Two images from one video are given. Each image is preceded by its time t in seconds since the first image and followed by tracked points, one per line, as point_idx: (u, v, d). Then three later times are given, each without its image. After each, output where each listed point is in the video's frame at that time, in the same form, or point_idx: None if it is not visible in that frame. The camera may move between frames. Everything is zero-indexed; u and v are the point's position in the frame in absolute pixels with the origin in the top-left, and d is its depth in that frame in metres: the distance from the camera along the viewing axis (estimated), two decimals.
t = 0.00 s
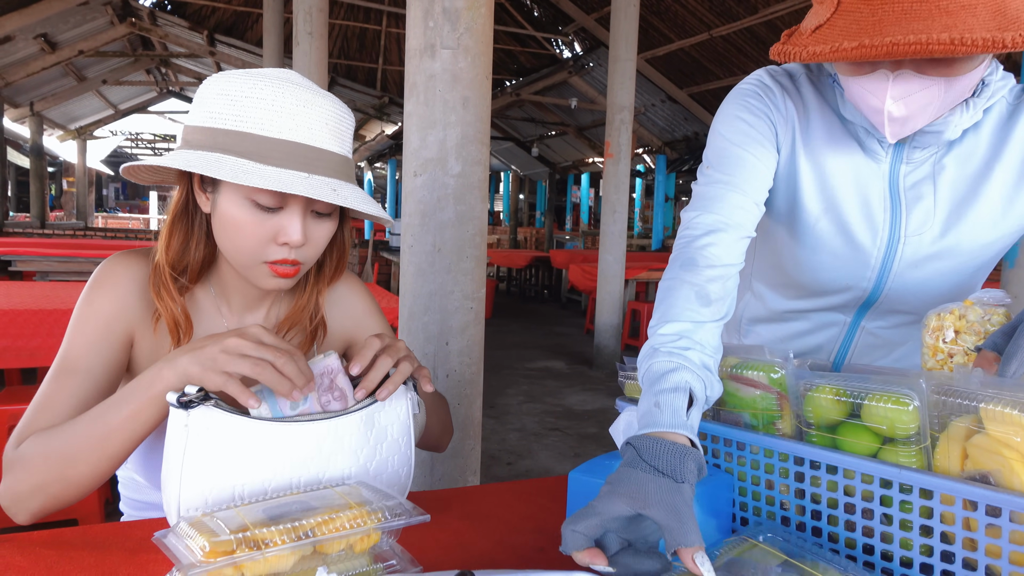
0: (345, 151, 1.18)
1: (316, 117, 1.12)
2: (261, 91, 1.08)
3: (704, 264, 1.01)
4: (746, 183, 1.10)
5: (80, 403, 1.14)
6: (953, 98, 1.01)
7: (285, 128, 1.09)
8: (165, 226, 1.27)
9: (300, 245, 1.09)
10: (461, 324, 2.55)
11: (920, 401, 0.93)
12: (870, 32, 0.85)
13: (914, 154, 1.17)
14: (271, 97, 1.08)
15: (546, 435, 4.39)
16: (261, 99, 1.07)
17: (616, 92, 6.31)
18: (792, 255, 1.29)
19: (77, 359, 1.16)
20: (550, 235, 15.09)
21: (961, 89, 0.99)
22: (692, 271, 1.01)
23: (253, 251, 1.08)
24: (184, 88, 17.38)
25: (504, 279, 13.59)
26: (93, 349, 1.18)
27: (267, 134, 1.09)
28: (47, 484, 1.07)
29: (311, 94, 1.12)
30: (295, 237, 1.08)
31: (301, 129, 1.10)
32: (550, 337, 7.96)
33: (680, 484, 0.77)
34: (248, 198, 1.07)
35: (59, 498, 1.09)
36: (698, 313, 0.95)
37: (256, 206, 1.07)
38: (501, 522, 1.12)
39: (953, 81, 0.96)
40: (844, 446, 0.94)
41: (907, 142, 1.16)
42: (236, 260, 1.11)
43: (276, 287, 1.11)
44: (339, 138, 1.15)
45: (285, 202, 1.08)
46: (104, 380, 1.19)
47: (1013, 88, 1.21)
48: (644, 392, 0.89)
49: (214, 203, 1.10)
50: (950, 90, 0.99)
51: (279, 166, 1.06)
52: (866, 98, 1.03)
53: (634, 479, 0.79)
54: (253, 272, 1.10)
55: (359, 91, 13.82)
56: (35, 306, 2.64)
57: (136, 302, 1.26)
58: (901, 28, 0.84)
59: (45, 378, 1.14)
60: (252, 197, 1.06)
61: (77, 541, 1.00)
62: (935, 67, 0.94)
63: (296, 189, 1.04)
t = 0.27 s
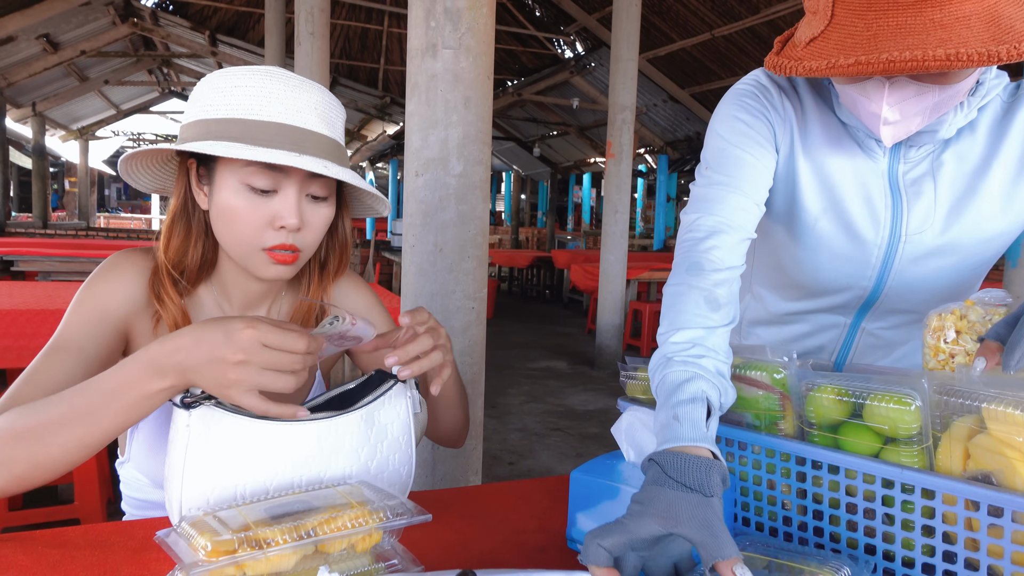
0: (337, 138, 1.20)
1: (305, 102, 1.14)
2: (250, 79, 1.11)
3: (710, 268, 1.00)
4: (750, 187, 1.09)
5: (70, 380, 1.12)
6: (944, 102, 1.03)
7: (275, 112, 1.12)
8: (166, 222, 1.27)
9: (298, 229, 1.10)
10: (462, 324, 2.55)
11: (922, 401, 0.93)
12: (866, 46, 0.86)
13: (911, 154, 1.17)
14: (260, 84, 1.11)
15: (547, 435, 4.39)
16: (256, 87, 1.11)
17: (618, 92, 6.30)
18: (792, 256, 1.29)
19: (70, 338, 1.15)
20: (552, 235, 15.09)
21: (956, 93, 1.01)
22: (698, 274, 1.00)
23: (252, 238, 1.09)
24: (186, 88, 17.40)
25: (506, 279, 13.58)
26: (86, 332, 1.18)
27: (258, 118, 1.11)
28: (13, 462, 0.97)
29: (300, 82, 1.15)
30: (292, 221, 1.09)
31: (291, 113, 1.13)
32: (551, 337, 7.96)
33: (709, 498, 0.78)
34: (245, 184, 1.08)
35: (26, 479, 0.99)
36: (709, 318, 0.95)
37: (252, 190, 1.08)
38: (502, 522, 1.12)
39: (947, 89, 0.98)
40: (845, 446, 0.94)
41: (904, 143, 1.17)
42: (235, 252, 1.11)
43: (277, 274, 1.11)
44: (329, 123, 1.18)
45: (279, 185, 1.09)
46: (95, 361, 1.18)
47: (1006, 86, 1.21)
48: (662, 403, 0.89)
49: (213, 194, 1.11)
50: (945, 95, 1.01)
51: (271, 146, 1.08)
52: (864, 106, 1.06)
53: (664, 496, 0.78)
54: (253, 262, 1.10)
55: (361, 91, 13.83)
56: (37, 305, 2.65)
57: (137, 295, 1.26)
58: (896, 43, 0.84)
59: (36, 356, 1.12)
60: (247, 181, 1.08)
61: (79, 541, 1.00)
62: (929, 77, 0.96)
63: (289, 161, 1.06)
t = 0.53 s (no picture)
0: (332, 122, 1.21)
1: (298, 86, 1.16)
2: (246, 71, 1.15)
3: (708, 270, 1.01)
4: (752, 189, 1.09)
5: (84, 369, 1.08)
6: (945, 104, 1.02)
7: (271, 94, 1.13)
8: (169, 219, 1.27)
9: (301, 209, 1.10)
10: (464, 323, 2.55)
11: (924, 401, 0.93)
12: (865, 55, 0.85)
13: (910, 153, 1.17)
14: (256, 74, 1.15)
15: (549, 435, 4.39)
16: (254, 77, 1.14)
17: (620, 91, 6.29)
18: (791, 258, 1.28)
19: (83, 329, 1.12)
20: (553, 234, 15.10)
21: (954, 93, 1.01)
22: (697, 276, 1.00)
23: (254, 218, 1.09)
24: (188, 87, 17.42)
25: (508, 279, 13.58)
26: (99, 321, 1.14)
27: (254, 99, 1.12)
28: (34, 454, 0.93)
29: (290, 72, 1.18)
30: (295, 200, 1.09)
31: (286, 95, 1.14)
32: (553, 337, 7.95)
33: (715, 500, 0.78)
34: (245, 163, 1.10)
35: (42, 474, 0.95)
36: (709, 320, 0.95)
37: (252, 168, 1.10)
38: (504, 522, 1.12)
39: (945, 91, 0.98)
40: (847, 446, 0.93)
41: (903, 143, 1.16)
42: (236, 240, 1.12)
43: (280, 256, 1.12)
44: (323, 107, 1.19)
45: (279, 163, 1.11)
46: (107, 354, 1.13)
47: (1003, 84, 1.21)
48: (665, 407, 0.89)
49: (216, 181, 1.12)
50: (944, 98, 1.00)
51: (269, 122, 1.09)
52: (863, 111, 1.06)
53: (668, 500, 0.78)
54: (255, 246, 1.11)
55: (362, 91, 13.83)
56: (39, 305, 2.65)
57: (144, 290, 1.23)
58: (896, 50, 0.83)
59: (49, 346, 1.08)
60: (248, 159, 1.10)
61: (80, 541, 1.00)
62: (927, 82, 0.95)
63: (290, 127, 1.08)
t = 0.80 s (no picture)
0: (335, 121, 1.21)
1: (302, 86, 1.16)
2: (250, 72, 1.15)
3: (703, 269, 1.01)
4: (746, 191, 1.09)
5: (105, 381, 1.07)
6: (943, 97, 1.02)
7: (276, 94, 1.13)
8: (173, 221, 1.27)
9: (308, 209, 1.10)
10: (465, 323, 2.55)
11: (925, 400, 0.92)
12: (860, 49, 0.86)
13: (905, 150, 1.18)
14: (258, 74, 1.14)
15: (550, 435, 4.39)
16: (258, 78, 1.14)
17: (621, 91, 6.29)
18: (791, 258, 1.28)
19: (98, 342, 1.09)
20: (555, 234, 15.10)
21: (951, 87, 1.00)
22: (691, 277, 1.01)
23: (262, 219, 1.09)
24: (189, 87, 17.44)
25: (509, 279, 13.58)
26: (112, 333, 1.12)
27: (258, 99, 1.12)
28: (67, 474, 0.92)
29: (293, 73, 1.18)
30: (303, 200, 1.09)
31: (289, 94, 1.13)
32: (554, 337, 7.95)
33: (732, 480, 0.78)
34: (252, 164, 1.10)
35: (79, 493, 0.94)
36: (705, 316, 0.96)
37: (259, 168, 1.10)
38: (505, 522, 1.12)
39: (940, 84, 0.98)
40: (850, 447, 0.93)
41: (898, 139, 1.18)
42: (243, 242, 1.12)
43: (288, 256, 1.10)
44: (327, 106, 1.19)
45: (286, 162, 1.11)
46: (127, 363, 1.13)
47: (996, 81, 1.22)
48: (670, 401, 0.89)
49: (222, 182, 1.11)
50: (940, 91, 1.00)
51: (275, 122, 1.09)
52: (861, 106, 1.06)
53: (686, 487, 0.78)
54: (262, 247, 1.10)
55: (364, 91, 13.84)
56: (41, 305, 2.65)
57: (152, 296, 1.22)
58: (892, 44, 0.83)
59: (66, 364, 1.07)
60: (255, 160, 1.10)
61: (82, 540, 1.00)
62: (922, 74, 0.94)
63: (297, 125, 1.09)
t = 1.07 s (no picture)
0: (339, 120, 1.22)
1: (306, 86, 1.17)
2: (255, 70, 1.15)
3: (689, 241, 1.07)
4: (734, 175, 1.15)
5: (111, 392, 1.07)
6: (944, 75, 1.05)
7: (279, 94, 1.13)
8: (176, 223, 1.28)
9: (312, 211, 1.10)
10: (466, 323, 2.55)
11: (928, 400, 0.92)
12: (871, 23, 0.92)
13: (900, 139, 1.20)
14: (262, 73, 1.15)
15: (551, 435, 4.39)
16: (262, 77, 1.15)
17: (623, 91, 6.29)
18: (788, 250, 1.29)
19: (105, 351, 1.09)
20: (556, 234, 15.10)
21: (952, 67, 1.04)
22: (676, 247, 1.07)
23: (265, 220, 1.09)
24: (191, 88, 17.44)
25: (511, 279, 13.57)
26: (117, 339, 1.12)
27: (262, 99, 1.12)
28: (86, 488, 0.94)
29: (296, 74, 1.18)
30: (306, 202, 1.09)
31: (293, 94, 1.14)
32: (556, 337, 7.95)
33: (721, 406, 0.78)
34: (255, 165, 1.10)
35: (98, 506, 0.95)
36: (689, 279, 1.00)
37: (262, 169, 1.10)
38: (506, 523, 1.11)
39: (943, 61, 1.01)
40: (853, 447, 0.93)
41: (893, 128, 1.19)
42: (247, 244, 1.12)
43: (291, 258, 1.11)
44: (330, 106, 1.20)
45: (289, 163, 1.11)
46: (135, 370, 1.12)
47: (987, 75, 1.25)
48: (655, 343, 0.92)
49: (225, 183, 1.11)
50: (940, 72, 1.04)
51: (279, 122, 1.09)
52: (861, 86, 1.07)
53: (676, 408, 0.78)
54: (266, 248, 1.11)
55: (365, 91, 13.85)
56: (44, 305, 2.65)
57: (156, 299, 1.21)
58: (900, 17, 0.90)
59: (74, 374, 1.07)
60: (258, 161, 1.10)
61: (85, 540, 1.00)
62: (927, 50, 0.99)
63: (301, 127, 1.09)
